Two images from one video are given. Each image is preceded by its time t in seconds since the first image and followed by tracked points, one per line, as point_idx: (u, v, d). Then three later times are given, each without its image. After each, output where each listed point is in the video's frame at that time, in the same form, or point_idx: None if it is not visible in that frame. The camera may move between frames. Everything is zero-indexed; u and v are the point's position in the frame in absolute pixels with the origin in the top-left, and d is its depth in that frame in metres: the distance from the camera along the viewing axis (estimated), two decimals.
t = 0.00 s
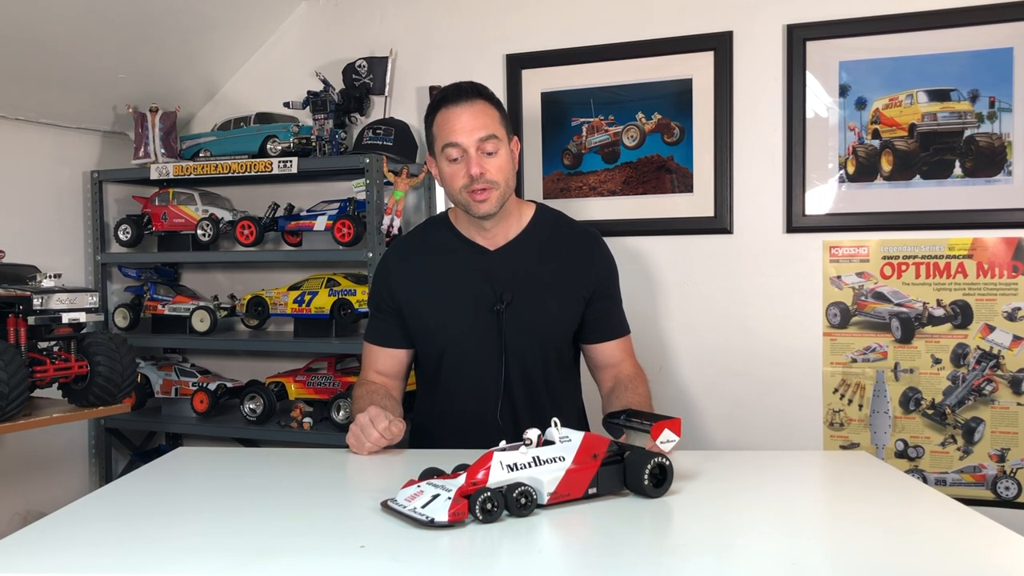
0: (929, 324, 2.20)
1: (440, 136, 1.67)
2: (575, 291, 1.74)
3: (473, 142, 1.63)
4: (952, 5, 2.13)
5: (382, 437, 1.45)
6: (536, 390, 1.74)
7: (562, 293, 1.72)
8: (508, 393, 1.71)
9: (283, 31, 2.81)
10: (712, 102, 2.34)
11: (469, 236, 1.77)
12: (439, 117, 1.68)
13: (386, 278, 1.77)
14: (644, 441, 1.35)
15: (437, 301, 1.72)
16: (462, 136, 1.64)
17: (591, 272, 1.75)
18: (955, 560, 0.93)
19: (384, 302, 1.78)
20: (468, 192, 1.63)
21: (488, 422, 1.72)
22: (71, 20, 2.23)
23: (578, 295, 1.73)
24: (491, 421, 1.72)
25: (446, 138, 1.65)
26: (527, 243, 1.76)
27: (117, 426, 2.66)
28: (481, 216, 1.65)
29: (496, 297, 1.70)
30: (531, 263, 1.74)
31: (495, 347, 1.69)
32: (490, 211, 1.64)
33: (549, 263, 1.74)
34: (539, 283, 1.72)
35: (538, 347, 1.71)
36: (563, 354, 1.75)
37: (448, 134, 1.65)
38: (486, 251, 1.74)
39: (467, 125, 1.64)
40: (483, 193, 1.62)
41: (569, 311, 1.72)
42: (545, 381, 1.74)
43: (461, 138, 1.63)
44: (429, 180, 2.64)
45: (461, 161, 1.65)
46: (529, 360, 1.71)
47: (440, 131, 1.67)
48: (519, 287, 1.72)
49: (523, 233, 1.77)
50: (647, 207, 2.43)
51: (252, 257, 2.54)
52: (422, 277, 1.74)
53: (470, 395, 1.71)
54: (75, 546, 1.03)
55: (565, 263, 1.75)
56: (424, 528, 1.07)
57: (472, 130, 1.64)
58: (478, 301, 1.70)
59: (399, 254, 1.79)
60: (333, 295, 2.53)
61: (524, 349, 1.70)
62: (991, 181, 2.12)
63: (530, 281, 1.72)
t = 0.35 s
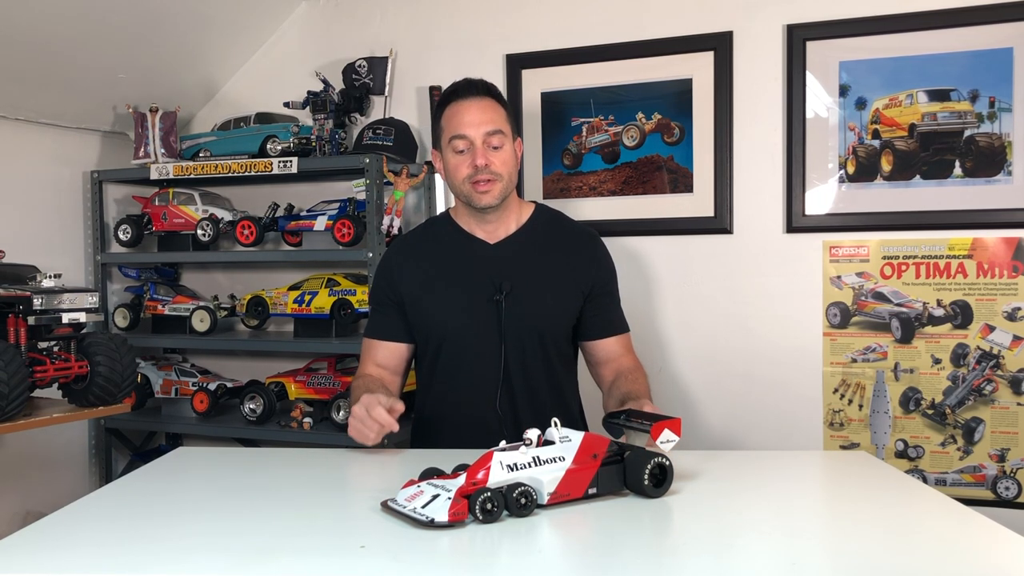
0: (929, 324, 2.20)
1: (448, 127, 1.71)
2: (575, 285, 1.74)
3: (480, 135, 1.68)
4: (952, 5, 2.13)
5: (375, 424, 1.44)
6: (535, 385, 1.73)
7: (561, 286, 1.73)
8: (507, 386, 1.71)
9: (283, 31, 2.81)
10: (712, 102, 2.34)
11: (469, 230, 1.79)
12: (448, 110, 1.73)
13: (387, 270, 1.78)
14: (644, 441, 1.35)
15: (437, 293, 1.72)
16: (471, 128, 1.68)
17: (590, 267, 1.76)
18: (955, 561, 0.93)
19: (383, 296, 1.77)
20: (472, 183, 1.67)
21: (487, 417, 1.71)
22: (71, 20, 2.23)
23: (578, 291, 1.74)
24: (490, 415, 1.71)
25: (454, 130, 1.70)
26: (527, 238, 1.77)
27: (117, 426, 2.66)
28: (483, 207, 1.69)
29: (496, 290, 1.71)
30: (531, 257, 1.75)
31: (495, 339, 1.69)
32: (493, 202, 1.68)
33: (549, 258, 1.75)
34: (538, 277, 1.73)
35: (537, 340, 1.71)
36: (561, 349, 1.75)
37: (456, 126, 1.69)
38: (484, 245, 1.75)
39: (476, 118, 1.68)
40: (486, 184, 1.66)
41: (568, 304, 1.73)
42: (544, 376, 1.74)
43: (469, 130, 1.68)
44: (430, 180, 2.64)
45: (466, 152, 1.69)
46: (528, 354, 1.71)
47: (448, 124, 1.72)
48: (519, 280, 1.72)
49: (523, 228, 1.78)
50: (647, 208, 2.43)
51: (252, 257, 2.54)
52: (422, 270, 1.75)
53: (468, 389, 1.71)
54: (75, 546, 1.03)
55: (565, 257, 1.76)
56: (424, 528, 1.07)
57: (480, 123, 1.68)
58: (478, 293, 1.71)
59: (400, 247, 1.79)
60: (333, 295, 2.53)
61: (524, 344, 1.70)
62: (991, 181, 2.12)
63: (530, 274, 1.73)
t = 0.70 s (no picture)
0: (929, 324, 2.20)
1: (463, 121, 1.75)
2: (574, 283, 1.75)
3: (494, 131, 1.72)
4: (951, 5, 2.13)
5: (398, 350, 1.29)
6: (535, 383, 1.73)
7: (560, 284, 1.74)
8: (507, 384, 1.70)
9: (283, 31, 2.81)
10: (712, 102, 2.34)
11: (468, 229, 1.79)
12: (465, 105, 1.77)
13: (387, 269, 1.78)
14: (644, 441, 1.35)
15: (437, 291, 1.72)
16: (486, 122, 1.72)
17: (588, 265, 1.78)
18: (954, 561, 0.93)
19: (383, 295, 1.77)
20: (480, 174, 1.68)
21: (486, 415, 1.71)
22: (71, 20, 2.23)
23: (577, 290, 1.75)
24: (490, 413, 1.70)
25: (468, 122, 1.73)
26: (526, 236, 1.78)
27: (117, 426, 2.66)
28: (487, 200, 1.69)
29: (496, 288, 1.72)
30: (531, 255, 1.75)
31: (495, 337, 1.69)
32: (498, 195, 1.69)
33: (548, 256, 1.76)
34: (538, 275, 1.74)
35: (537, 337, 1.72)
36: (561, 348, 1.76)
37: (471, 118, 1.73)
38: (484, 244, 1.75)
39: (492, 114, 1.73)
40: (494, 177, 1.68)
41: (567, 302, 1.74)
42: (544, 374, 1.74)
43: (484, 124, 1.72)
44: (430, 180, 2.64)
45: (476, 145, 1.72)
46: (528, 351, 1.71)
47: (463, 118, 1.76)
48: (519, 278, 1.73)
49: (522, 227, 1.79)
50: (647, 207, 2.43)
51: (252, 257, 2.54)
52: (422, 268, 1.75)
53: (468, 387, 1.71)
54: (75, 546, 1.03)
55: (564, 256, 1.77)
56: (424, 528, 1.07)
57: (495, 119, 1.73)
58: (478, 290, 1.71)
59: (399, 246, 1.79)
60: (333, 295, 2.53)
61: (525, 341, 1.70)
62: (991, 181, 2.12)
63: (530, 272, 1.74)
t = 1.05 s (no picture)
0: (929, 324, 2.20)
1: (472, 116, 1.77)
2: (574, 284, 1.76)
3: (503, 128, 1.74)
4: (951, 5, 2.13)
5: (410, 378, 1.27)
6: (535, 383, 1.73)
7: (560, 284, 1.74)
8: (507, 384, 1.70)
9: (283, 31, 2.81)
10: (712, 102, 2.34)
11: (468, 227, 1.79)
12: (474, 102, 1.80)
13: (386, 269, 1.77)
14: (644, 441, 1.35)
15: (437, 291, 1.72)
16: (495, 118, 1.75)
17: (588, 266, 1.78)
18: (954, 560, 0.93)
19: (382, 295, 1.77)
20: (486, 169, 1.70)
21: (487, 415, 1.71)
22: (71, 20, 2.23)
23: (577, 290, 1.75)
24: (490, 413, 1.70)
25: (478, 118, 1.75)
26: (526, 237, 1.78)
27: (117, 426, 2.66)
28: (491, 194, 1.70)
29: (496, 288, 1.72)
30: (530, 256, 1.76)
31: (495, 337, 1.69)
32: (501, 189, 1.70)
33: (548, 256, 1.77)
34: (538, 275, 1.74)
35: (537, 337, 1.72)
36: (560, 347, 1.76)
37: (481, 113, 1.76)
38: (484, 244, 1.76)
39: (502, 112, 1.75)
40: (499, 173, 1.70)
41: (567, 303, 1.74)
42: (544, 374, 1.74)
43: (494, 121, 1.74)
44: (430, 180, 2.64)
45: (484, 140, 1.74)
46: (528, 351, 1.71)
47: (472, 114, 1.78)
48: (519, 278, 1.73)
49: (522, 227, 1.80)
50: (647, 207, 2.43)
51: (252, 257, 2.54)
52: (421, 269, 1.75)
53: (469, 388, 1.71)
54: (75, 546, 1.03)
55: (563, 256, 1.77)
56: (424, 528, 1.07)
57: (505, 116, 1.75)
58: (478, 290, 1.71)
59: (399, 247, 1.79)
60: (333, 295, 2.53)
61: (525, 341, 1.71)
62: (991, 181, 2.12)
63: (530, 272, 1.74)
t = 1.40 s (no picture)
0: (929, 324, 2.20)
1: (475, 114, 1.77)
2: (574, 283, 1.76)
3: (506, 126, 1.75)
4: (951, 5, 2.13)
5: (354, 436, 1.47)
6: (535, 383, 1.74)
7: (561, 284, 1.74)
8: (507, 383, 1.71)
9: (283, 31, 2.81)
10: (712, 102, 2.34)
11: (468, 226, 1.80)
12: (477, 100, 1.80)
13: (386, 270, 1.77)
14: (645, 441, 1.35)
15: (437, 292, 1.72)
16: (499, 117, 1.75)
17: (588, 266, 1.78)
18: (954, 560, 0.93)
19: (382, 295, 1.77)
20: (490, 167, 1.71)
21: (487, 415, 1.71)
22: (70, 20, 2.23)
23: (577, 290, 1.75)
24: (490, 413, 1.70)
25: (481, 115, 1.76)
26: (526, 238, 1.78)
27: (117, 426, 2.66)
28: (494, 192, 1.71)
29: (496, 288, 1.72)
30: (530, 256, 1.76)
31: (495, 337, 1.69)
32: (504, 188, 1.71)
33: (548, 256, 1.77)
34: (538, 275, 1.74)
35: (537, 337, 1.72)
36: (561, 347, 1.76)
37: (484, 111, 1.76)
38: (484, 245, 1.76)
39: (505, 110, 1.76)
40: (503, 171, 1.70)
41: (567, 303, 1.74)
42: (544, 374, 1.75)
43: (497, 118, 1.75)
44: (430, 180, 2.64)
45: (487, 137, 1.74)
46: (528, 351, 1.72)
47: (475, 111, 1.78)
48: (519, 278, 1.73)
49: (521, 227, 1.80)
50: (647, 207, 2.43)
51: (252, 257, 2.54)
52: (421, 269, 1.75)
53: (469, 388, 1.71)
54: (75, 546, 1.03)
55: (564, 256, 1.77)
56: (424, 528, 1.07)
57: (508, 114, 1.76)
58: (478, 291, 1.71)
59: (399, 247, 1.79)
60: (333, 295, 2.53)
61: (525, 341, 1.71)
62: (991, 181, 2.12)
63: (530, 273, 1.74)
